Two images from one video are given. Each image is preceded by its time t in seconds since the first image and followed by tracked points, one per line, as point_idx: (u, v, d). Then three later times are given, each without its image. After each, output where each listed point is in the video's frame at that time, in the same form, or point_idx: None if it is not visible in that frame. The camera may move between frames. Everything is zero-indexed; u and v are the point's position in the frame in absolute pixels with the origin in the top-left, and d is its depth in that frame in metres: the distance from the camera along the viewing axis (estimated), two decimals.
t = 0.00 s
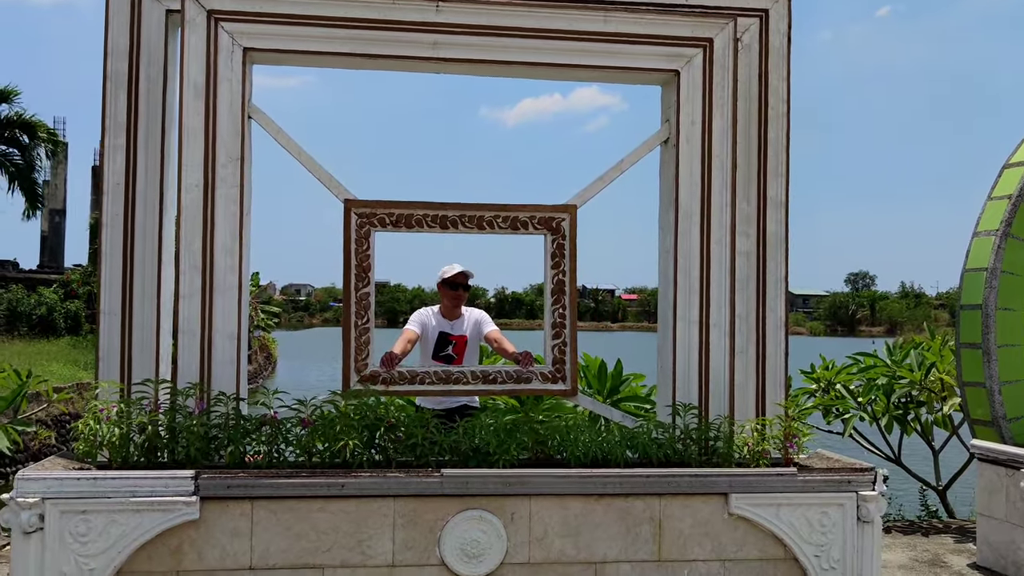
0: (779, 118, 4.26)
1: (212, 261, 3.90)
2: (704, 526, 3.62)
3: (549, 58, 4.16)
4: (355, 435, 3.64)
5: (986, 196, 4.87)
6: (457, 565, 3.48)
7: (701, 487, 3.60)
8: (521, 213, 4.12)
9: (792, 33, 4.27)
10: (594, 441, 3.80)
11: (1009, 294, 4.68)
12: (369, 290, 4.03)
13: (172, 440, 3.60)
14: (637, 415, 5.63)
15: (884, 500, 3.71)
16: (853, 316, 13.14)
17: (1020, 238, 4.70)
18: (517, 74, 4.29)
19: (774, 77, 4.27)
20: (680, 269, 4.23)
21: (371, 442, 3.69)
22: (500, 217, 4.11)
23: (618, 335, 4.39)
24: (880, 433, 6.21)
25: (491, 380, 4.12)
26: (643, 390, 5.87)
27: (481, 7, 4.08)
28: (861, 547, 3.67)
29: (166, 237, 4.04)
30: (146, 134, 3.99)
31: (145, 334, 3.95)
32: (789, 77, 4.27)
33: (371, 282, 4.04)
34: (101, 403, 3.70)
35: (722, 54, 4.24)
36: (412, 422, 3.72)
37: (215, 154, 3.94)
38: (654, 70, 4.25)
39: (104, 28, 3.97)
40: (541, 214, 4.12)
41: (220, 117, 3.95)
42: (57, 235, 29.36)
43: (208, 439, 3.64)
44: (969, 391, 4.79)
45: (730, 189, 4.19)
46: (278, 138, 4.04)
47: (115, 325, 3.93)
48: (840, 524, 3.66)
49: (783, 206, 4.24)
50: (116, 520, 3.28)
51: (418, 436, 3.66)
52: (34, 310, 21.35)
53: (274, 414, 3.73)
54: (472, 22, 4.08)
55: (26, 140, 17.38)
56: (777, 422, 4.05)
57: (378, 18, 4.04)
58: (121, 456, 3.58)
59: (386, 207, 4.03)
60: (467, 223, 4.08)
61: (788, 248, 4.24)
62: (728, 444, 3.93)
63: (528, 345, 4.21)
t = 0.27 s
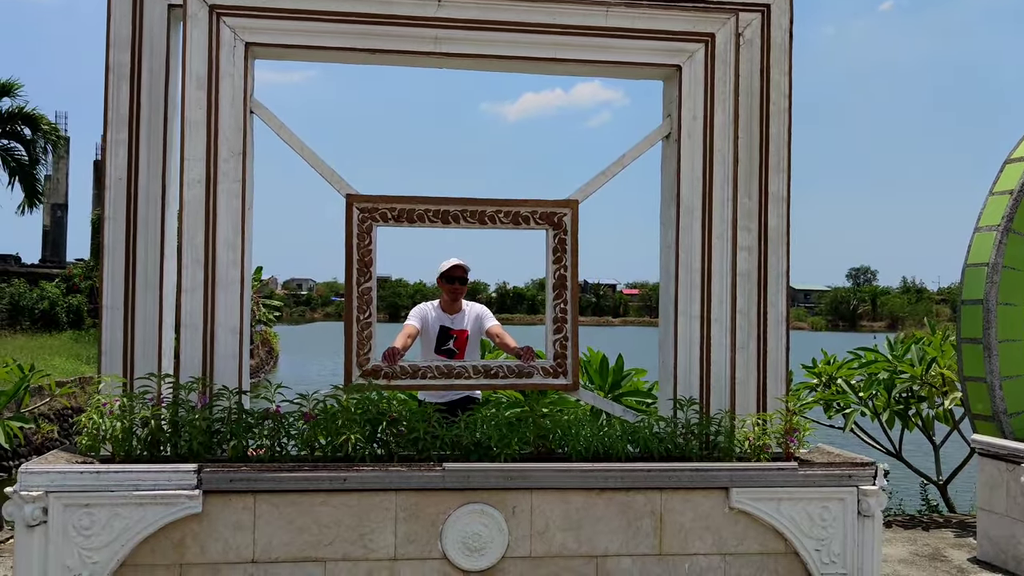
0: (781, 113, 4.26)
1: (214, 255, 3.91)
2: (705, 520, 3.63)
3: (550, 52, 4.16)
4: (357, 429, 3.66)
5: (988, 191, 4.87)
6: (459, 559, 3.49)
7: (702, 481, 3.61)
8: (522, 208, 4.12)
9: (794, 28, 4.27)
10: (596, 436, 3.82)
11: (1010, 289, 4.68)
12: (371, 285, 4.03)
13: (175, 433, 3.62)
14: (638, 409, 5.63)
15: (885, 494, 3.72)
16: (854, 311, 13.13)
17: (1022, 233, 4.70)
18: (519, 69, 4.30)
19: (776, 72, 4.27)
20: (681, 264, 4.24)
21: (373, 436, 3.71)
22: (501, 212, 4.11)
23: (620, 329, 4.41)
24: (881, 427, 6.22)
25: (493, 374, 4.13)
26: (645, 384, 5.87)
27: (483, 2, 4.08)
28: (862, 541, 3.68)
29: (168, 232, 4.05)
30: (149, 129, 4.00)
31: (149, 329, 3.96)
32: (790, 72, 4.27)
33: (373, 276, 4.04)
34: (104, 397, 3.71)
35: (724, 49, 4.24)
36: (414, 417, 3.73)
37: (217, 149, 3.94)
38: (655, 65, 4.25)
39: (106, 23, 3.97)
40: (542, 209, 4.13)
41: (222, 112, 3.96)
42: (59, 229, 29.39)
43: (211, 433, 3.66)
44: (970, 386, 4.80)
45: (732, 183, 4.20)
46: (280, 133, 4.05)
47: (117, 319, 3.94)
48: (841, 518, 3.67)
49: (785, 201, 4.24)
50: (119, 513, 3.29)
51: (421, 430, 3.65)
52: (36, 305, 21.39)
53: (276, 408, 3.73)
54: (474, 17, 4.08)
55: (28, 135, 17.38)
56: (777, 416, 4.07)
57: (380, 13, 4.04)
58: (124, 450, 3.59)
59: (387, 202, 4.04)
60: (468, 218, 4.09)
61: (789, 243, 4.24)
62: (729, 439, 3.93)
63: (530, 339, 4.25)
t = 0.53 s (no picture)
0: (780, 112, 4.27)
1: (214, 252, 3.92)
2: (704, 517, 3.65)
3: (550, 51, 4.17)
4: (358, 427, 3.65)
5: (987, 190, 4.88)
6: (459, 556, 3.50)
7: (701, 479, 3.62)
8: (522, 206, 4.13)
9: (794, 26, 4.28)
10: (595, 434, 3.82)
11: (1009, 288, 4.68)
12: (371, 283, 4.03)
13: (175, 431, 3.64)
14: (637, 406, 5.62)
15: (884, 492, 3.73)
16: (854, 309, 13.14)
17: (1021, 232, 4.71)
18: (519, 67, 4.30)
19: (776, 71, 4.27)
20: (681, 262, 4.24)
21: (373, 433, 3.70)
22: (502, 210, 4.12)
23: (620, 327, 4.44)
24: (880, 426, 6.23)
25: (493, 372, 4.14)
26: (644, 381, 5.87)
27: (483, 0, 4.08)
28: (861, 539, 3.69)
29: (168, 230, 4.05)
30: (149, 126, 4.01)
31: (149, 326, 3.98)
32: (790, 70, 4.27)
33: (373, 274, 4.05)
34: (105, 394, 3.74)
35: (724, 48, 4.24)
36: (414, 414, 3.74)
37: (218, 147, 3.95)
38: (655, 64, 4.25)
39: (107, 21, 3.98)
40: (542, 207, 4.13)
41: (223, 110, 3.96)
42: (60, 226, 29.40)
43: (212, 430, 3.68)
44: (969, 385, 4.81)
45: (731, 182, 4.20)
46: (281, 131, 4.06)
47: (118, 316, 3.94)
48: (839, 516, 3.69)
49: (785, 199, 4.25)
50: (120, 510, 3.30)
51: (420, 429, 3.68)
52: (37, 302, 21.41)
53: (276, 406, 3.74)
54: (474, 15, 4.09)
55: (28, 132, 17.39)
56: (777, 414, 4.08)
57: (380, 11, 4.04)
58: (125, 447, 3.60)
59: (388, 201, 4.04)
60: (468, 216, 4.09)
61: (789, 241, 4.25)
62: (728, 436, 3.94)
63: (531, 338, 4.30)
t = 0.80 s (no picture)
0: (781, 113, 4.27)
1: (215, 254, 3.92)
2: (704, 519, 3.65)
3: (551, 53, 4.17)
4: (358, 429, 3.66)
5: (988, 192, 4.88)
6: (460, 558, 3.50)
7: (701, 480, 3.62)
8: (523, 208, 4.13)
9: (794, 28, 4.28)
10: (596, 436, 3.83)
11: (1010, 289, 4.69)
12: (372, 284, 4.05)
13: (176, 433, 3.65)
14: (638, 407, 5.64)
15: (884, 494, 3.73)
16: (855, 311, 13.13)
17: (1021, 234, 4.71)
18: (519, 69, 4.31)
19: (776, 73, 4.28)
20: (681, 264, 4.25)
21: (373, 435, 3.71)
22: (502, 212, 4.13)
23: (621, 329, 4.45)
24: (881, 428, 6.23)
25: (493, 374, 4.15)
26: (645, 383, 5.87)
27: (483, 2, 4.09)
28: (861, 540, 3.69)
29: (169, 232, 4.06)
30: (150, 129, 4.02)
31: (150, 328, 3.98)
32: (791, 72, 4.28)
33: (374, 276, 4.06)
34: (106, 396, 3.72)
35: (724, 50, 4.25)
36: (414, 416, 3.75)
37: (219, 149, 3.95)
38: (655, 65, 4.26)
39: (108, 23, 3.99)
40: (543, 209, 4.14)
41: (224, 112, 3.97)
42: (61, 229, 29.44)
43: (212, 432, 3.68)
44: (970, 386, 4.81)
45: (732, 184, 4.21)
46: (282, 134, 4.06)
47: (119, 318, 3.95)
48: (840, 518, 3.68)
49: (785, 201, 4.25)
50: (121, 512, 3.31)
51: (421, 429, 3.68)
52: (38, 304, 21.43)
53: (277, 407, 3.76)
54: (474, 17, 4.09)
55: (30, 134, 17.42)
56: (777, 416, 4.08)
57: (380, 13, 4.05)
58: (126, 449, 3.61)
59: (389, 202, 4.05)
60: (469, 218, 4.10)
61: (790, 243, 4.25)
62: (729, 438, 3.94)
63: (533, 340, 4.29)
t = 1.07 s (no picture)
0: (782, 132, 4.30)
1: (220, 270, 3.93)
2: (707, 537, 3.64)
3: (553, 72, 4.20)
4: (360, 446, 3.66)
5: (989, 210, 4.89)
6: None
7: (704, 498, 3.62)
8: (525, 225, 4.16)
9: (795, 47, 4.31)
10: (598, 453, 3.83)
11: (1011, 307, 4.69)
12: (375, 302, 4.07)
13: (179, 449, 3.64)
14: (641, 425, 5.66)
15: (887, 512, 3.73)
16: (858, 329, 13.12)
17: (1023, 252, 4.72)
18: (522, 88, 4.34)
19: (777, 91, 4.31)
20: (684, 281, 4.26)
21: (376, 452, 3.72)
22: (505, 229, 4.15)
23: (624, 347, 4.39)
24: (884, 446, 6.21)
25: (496, 392, 4.16)
26: (647, 401, 5.88)
27: (486, 22, 4.13)
28: (865, 559, 3.68)
29: (173, 250, 4.08)
30: (155, 148, 4.05)
31: (154, 345, 4.00)
32: (792, 91, 4.31)
33: (377, 293, 4.08)
34: (110, 413, 3.72)
35: (725, 69, 4.28)
36: (417, 433, 3.75)
37: (223, 167, 3.98)
38: (657, 84, 4.29)
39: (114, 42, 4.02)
40: (545, 226, 4.16)
41: (229, 130, 4.00)
42: (65, 246, 29.51)
43: (215, 449, 3.67)
44: (972, 404, 4.81)
45: (734, 202, 4.22)
46: (286, 152, 4.09)
47: (122, 334, 3.96)
48: (843, 536, 3.68)
49: (787, 219, 4.26)
50: (124, 529, 3.31)
51: (423, 447, 3.69)
52: (40, 320, 21.45)
53: (280, 424, 3.78)
54: (477, 36, 4.13)
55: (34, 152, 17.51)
56: (779, 433, 4.08)
57: (384, 32, 4.09)
58: (129, 465, 3.61)
59: (392, 220, 4.07)
60: (472, 235, 4.13)
61: (792, 260, 4.26)
62: (731, 456, 3.94)
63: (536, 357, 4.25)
